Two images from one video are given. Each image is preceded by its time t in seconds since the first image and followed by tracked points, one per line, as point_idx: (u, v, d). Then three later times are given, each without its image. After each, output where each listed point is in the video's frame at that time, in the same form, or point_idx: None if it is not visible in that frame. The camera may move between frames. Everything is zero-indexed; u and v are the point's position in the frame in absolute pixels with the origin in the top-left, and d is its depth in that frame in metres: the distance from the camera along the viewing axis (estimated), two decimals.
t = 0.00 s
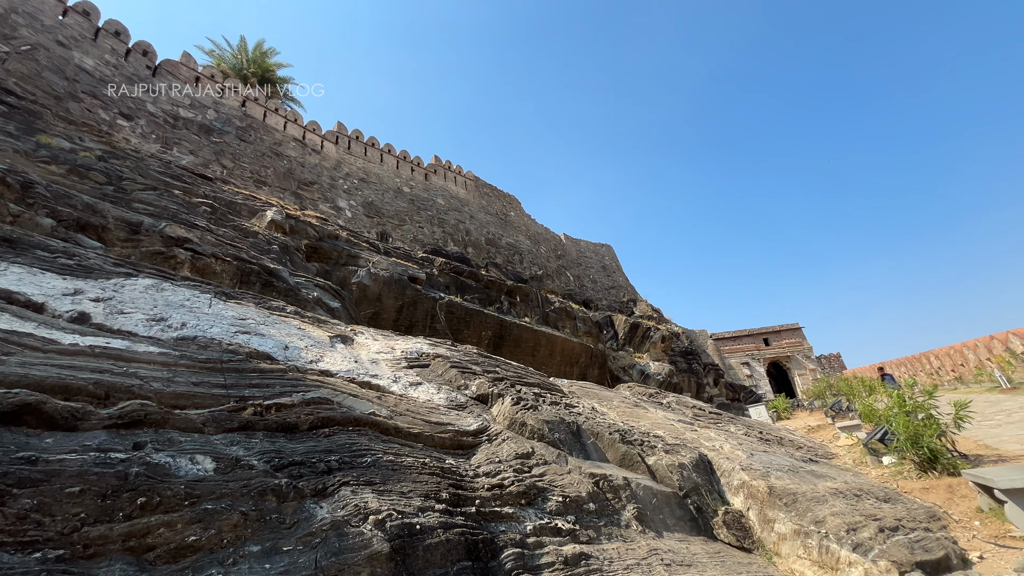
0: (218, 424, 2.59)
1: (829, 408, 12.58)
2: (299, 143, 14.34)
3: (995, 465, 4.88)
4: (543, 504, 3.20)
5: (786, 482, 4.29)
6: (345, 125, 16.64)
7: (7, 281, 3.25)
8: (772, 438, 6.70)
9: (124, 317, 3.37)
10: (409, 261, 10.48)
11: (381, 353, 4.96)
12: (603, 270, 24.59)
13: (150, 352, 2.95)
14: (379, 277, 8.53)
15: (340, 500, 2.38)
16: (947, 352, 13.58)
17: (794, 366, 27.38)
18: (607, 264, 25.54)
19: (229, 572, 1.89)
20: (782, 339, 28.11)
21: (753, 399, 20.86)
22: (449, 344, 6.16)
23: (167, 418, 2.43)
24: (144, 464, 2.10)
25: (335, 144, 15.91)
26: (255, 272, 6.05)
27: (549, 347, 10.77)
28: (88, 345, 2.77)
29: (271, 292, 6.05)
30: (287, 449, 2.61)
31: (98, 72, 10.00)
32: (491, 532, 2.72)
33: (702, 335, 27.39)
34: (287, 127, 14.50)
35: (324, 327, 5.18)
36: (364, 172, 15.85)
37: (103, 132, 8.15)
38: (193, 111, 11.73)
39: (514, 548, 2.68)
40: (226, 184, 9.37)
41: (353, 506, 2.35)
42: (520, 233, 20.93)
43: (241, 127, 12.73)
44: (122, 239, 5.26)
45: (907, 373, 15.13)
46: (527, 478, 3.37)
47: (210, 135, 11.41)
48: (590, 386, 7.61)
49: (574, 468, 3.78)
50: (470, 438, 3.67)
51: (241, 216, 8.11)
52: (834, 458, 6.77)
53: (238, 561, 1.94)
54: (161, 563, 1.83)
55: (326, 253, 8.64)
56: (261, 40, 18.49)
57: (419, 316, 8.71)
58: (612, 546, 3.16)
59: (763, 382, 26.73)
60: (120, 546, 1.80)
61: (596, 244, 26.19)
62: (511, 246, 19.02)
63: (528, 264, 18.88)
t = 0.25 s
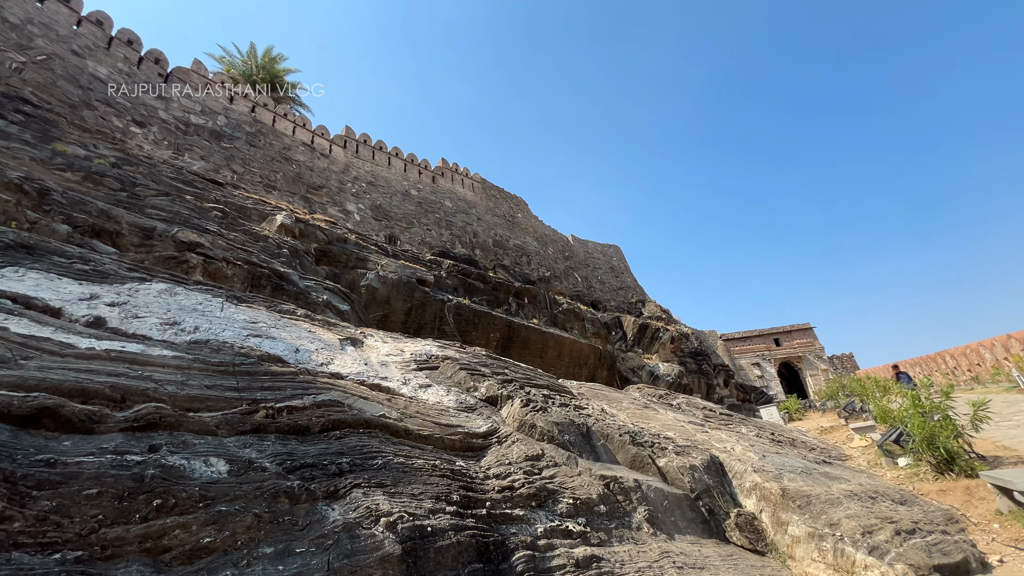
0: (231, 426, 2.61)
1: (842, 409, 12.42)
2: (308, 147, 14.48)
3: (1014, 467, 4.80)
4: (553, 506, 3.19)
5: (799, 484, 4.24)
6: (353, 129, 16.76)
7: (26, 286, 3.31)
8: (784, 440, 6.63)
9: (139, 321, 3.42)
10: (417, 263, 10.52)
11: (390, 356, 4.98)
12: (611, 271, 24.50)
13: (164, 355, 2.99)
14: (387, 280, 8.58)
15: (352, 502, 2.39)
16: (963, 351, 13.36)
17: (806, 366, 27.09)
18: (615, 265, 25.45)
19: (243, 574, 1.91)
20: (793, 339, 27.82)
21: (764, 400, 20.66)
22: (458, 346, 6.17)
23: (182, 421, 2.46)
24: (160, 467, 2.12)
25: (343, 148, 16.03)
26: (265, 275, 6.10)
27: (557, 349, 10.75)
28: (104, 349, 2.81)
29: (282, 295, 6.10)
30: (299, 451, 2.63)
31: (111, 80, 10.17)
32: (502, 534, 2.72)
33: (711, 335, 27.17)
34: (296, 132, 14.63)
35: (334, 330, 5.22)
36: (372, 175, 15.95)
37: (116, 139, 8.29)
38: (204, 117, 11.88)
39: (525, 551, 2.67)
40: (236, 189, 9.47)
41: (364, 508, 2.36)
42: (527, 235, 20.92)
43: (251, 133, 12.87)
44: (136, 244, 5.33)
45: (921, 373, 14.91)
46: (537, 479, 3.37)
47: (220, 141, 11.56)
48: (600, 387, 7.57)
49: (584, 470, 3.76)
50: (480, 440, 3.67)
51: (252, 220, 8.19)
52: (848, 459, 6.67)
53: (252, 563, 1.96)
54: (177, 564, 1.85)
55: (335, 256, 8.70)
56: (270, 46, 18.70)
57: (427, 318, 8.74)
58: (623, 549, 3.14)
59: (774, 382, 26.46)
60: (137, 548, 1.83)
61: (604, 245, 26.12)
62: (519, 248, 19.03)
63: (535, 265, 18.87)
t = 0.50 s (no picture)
0: (243, 428, 2.64)
1: (855, 410, 12.24)
2: (317, 151, 14.59)
3: None
4: (564, 508, 3.18)
5: (812, 485, 4.19)
6: (361, 133, 16.87)
7: (42, 291, 3.37)
8: (796, 441, 6.56)
9: (152, 325, 3.46)
10: (425, 265, 10.55)
11: (399, 358, 5.00)
12: (619, 271, 24.42)
13: (177, 358, 3.03)
14: (396, 282, 8.62)
15: (362, 504, 2.40)
16: (979, 351, 13.14)
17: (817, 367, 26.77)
18: (623, 266, 25.37)
19: (256, 575, 1.92)
20: (804, 339, 27.52)
21: (775, 401, 20.45)
22: (466, 348, 6.18)
23: (195, 423, 2.49)
24: (174, 468, 2.15)
25: (351, 151, 16.14)
26: (275, 279, 6.16)
27: (566, 350, 10.72)
28: (118, 352, 2.85)
29: (291, 298, 6.15)
30: (310, 453, 2.65)
31: (123, 88, 10.33)
32: (512, 536, 2.72)
33: (721, 336, 26.97)
34: (304, 136, 14.76)
35: (344, 332, 5.25)
36: (380, 179, 16.04)
37: (129, 145, 8.41)
38: (215, 123, 12.03)
39: (535, 553, 2.66)
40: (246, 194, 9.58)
41: (375, 510, 2.37)
42: (535, 236, 20.92)
43: (260, 138, 13.00)
44: (149, 248, 5.41)
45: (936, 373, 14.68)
46: (547, 481, 3.36)
47: (231, 146, 11.69)
48: (608, 388, 7.54)
49: (594, 472, 3.75)
50: (489, 441, 3.67)
51: (262, 224, 8.28)
52: (862, 461, 6.57)
53: (265, 564, 1.97)
54: (191, 565, 1.88)
55: (344, 259, 8.75)
56: (279, 52, 18.88)
57: (435, 320, 8.77)
58: (634, 551, 3.12)
59: (786, 383, 26.18)
60: (152, 549, 1.85)
61: (611, 246, 26.04)
62: (526, 250, 19.03)
63: (543, 267, 18.86)
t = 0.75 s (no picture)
0: (255, 430, 2.66)
1: (868, 411, 12.06)
2: (325, 155, 14.70)
3: None
4: (573, 510, 3.17)
5: (825, 487, 4.14)
6: (368, 136, 16.97)
7: (58, 295, 3.42)
8: (807, 442, 6.49)
9: (165, 328, 3.50)
10: (433, 267, 10.58)
11: (408, 360, 5.01)
12: (627, 272, 24.33)
13: (189, 361, 3.06)
14: (403, 284, 8.65)
15: (373, 505, 2.41)
16: (994, 350, 12.91)
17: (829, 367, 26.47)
18: (631, 266, 25.27)
19: None
20: (815, 339, 27.23)
21: (786, 401, 20.24)
22: (474, 350, 6.19)
23: (207, 425, 2.51)
24: (187, 470, 2.17)
25: (359, 155, 16.24)
26: (285, 282, 6.21)
27: (574, 351, 10.70)
28: (132, 355, 2.89)
29: (301, 300, 6.20)
30: (320, 455, 2.66)
31: (135, 94, 10.48)
32: (522, 539, 2.71)
33: (730, 336, 26.77)
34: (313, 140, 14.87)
35: (352, 334, 5.28)
36: (388, 181, 16.12)
37: (141, 151, 8.52)
38: (224, 128, 12.16)
39: (545, 555, 2.66)
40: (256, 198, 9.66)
41: (385, 512, 2.38)
42: (542, 237, 20.91)
43: (269, 142, 13.12)
44: (161, 252, 5.48)
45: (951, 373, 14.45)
46: (556, 483, 3.35)
47: (240, 151, 11.81)
48: (617, 390, 7.51)
49: (603, 473, 3.73)
50: (498, 443, 3.67)
51: (271, 228, 8.35)
52: (875, 462, 6.47)
53: (277, 565, 1.98)
54: (205, 566, 1.89)
55: (352, 262, 8.80)
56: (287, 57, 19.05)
57: (443, 322, 8.78)
58: (644, 553, 3.10)
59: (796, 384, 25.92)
60: (165, 550, 1.87)
61: (618, 247, 25.95)
62: (533, 251, 19.01)
63: (550, 268, 18.83)
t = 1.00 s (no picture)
0: (265, 432, 2.68)
1: (879, 412, 11.88)
2: (332, 158, 14.80)
3: None
4: (582, 512, 3.16)
5: (837, 489, 4.10)
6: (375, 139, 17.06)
7: (72, 299, 3.47)
8: (819, 444, 6.42)
9: (177, 331, 3.54)
10: (440, 269, 10.61)
11: (416, 361, 5.03)
12: (634, 273, 24.23)
13: (200, 364, 3.09)
14: (411, 286, 8.68)
15: (382, 507, 2.42)
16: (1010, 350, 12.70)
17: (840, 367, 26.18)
18: (638, 267, 25.16)
19: None
20: (825, 339, 26.96)
21: (796, 402, 20.04)
22: (482, 351, 6.19)
23: (218, 427, 2.53)
24: (199, 472, 2.19)
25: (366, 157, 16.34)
26: (294, 284, 6.26)
27: (581, 352, 10.67)
28: (145, 358, 2.92)
29: (309, 303, 6.24)
30: (330, 457, 2.68)
31: (146, 100, 10.62)
32: (531, 540, 2.71)
33: (739, 336, 26.57)
34: (320, 144, 14.98)
35: (361, 336, 5.30)
36: (395, 184, 16.19)
37: (152, 156, 8.63)
38: (233, 133, 12.28)
39: (555, 557, 2.65)
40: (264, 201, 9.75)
41: (395, 513, 2.38)
42: (548, 238, 20.89)
43: (277, 146, 13.23)
44: (172, 256, 5.54)
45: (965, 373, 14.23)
46: (565, 485, 3.35)
47: (249, 155, 11.92)
48: (625, 391, 7.48)
49: (612, 475, 3.72)
50: (506, 445, 3.67)
51: (279, 231, 8.41)
52: (888, 463, 6.39)
53: (288, 566, 2.00)
54: (217, 566, 1.91)
55: (360, 264, 8.84)
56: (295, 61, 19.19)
57: (451, 323, 8.80)
58: (654, 556, 3.08)
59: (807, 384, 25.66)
60: (178, 550, 1.89)
61: (625, 247, 25.86)
62: (540, 252, 19.00)
63: (557, 269, 18.81)
